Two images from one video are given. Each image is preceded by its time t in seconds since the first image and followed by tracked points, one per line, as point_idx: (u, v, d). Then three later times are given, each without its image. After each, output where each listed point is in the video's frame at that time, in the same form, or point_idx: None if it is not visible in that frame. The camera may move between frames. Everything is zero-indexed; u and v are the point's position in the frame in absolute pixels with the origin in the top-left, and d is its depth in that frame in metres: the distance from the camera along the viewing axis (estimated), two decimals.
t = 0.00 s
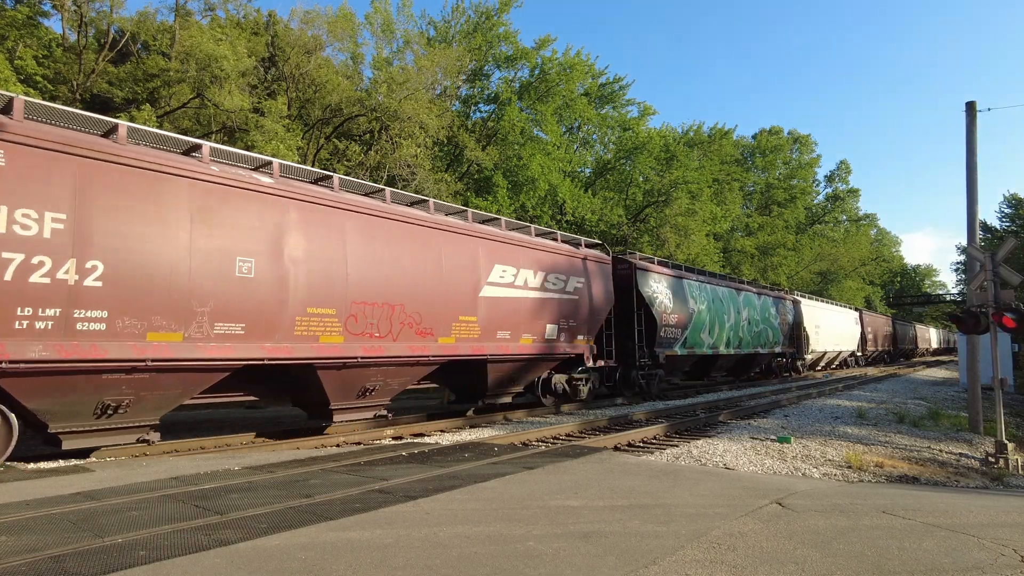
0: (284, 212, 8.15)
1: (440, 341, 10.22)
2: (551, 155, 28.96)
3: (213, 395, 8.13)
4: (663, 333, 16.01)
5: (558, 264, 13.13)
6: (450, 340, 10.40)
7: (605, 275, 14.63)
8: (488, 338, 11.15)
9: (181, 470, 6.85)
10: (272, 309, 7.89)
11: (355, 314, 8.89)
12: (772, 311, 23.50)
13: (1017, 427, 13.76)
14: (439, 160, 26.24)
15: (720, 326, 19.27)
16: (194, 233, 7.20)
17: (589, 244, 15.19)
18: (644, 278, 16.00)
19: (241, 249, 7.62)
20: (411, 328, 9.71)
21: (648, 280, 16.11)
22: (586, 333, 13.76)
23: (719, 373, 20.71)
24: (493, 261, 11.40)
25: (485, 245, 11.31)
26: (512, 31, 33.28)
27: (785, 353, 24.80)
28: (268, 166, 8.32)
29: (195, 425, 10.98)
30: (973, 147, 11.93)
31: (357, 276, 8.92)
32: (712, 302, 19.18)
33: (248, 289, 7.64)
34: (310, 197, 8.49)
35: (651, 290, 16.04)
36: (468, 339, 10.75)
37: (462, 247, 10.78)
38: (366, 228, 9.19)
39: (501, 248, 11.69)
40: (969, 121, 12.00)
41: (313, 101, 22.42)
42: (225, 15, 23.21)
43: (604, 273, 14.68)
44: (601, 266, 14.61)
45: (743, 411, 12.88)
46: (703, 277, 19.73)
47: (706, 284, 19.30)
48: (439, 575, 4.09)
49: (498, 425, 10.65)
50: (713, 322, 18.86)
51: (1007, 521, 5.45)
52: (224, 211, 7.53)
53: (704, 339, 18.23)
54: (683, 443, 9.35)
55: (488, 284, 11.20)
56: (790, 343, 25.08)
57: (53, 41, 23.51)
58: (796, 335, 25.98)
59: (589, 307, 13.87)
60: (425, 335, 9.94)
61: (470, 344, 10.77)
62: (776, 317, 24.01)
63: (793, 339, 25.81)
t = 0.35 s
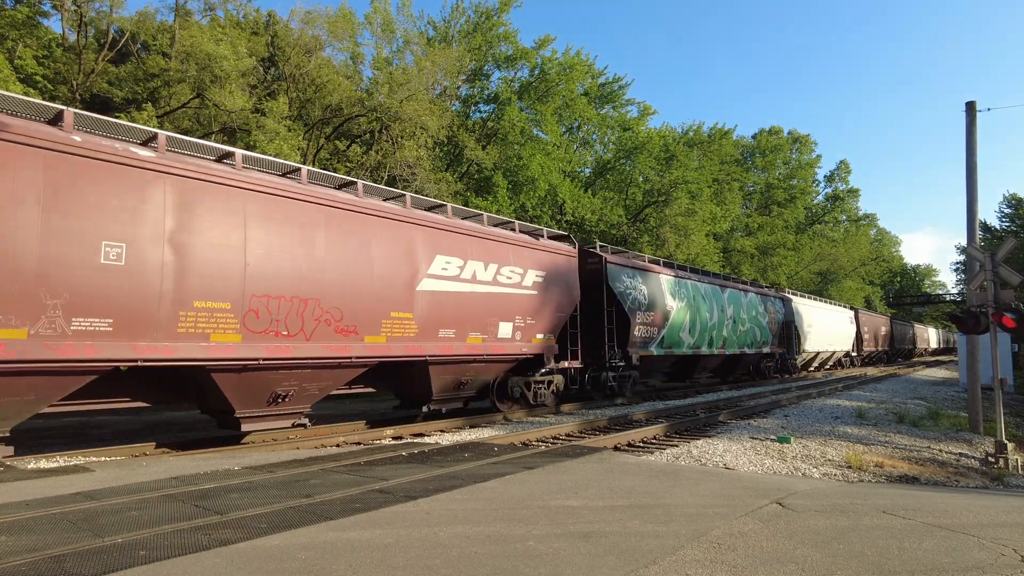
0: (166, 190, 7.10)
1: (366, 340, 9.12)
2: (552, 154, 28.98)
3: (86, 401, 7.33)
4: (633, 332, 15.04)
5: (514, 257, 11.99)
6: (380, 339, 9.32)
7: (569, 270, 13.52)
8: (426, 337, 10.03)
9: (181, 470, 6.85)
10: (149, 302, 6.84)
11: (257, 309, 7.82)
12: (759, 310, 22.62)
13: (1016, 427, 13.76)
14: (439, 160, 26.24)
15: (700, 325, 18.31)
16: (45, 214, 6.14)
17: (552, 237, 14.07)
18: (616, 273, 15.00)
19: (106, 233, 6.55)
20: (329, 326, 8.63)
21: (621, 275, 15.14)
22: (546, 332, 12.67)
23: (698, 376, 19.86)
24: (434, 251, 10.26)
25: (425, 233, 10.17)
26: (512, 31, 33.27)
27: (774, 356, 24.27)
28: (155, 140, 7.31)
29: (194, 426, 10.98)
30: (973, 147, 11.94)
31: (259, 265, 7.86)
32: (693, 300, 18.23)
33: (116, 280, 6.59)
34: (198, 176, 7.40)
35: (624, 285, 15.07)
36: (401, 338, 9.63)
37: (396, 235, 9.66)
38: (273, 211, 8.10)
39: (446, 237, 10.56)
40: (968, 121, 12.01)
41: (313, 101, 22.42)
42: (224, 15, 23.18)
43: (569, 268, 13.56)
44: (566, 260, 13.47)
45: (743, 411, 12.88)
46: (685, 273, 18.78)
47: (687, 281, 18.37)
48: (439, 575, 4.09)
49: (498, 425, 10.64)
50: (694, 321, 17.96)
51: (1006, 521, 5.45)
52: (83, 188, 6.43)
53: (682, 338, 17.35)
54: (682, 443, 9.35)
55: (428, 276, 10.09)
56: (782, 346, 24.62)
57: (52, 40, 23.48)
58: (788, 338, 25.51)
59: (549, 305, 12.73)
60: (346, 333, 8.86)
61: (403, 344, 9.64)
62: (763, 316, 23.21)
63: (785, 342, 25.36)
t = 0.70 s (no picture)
0: (5, 160, 5.92)
1: (271, 341, 7.95)
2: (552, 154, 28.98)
3: None
4: (600, 331, 14.10)
5: (462, 247, 10.77)
6: (290, 339, 8.15)
7: (528, 263, 12.34)
8: (350, 337, 8.87)
9: (181, 470, 6.83)
10: None
11: (129, 303, 6.66)
12: (744, 308, 21.72)
13: (1016, 427, 13.75)
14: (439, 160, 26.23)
15: (676, 323, 17.36)
16: None
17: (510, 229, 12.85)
18: (584, 268, 14.03)
19: None
20: (223, 324, 7.47)
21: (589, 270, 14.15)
22: (500, 332, 11.52)
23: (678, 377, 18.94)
24: (361, 239, 9.05)
25: (349, 218, 8.95)
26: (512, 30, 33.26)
27: (762, 356, 23.48)
28: None
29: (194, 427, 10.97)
30: (974, 147, 11.93)
31: (130, 251, 6.66)
32: (672, 297, 17.31)
33: None
34: (53, 146, 6.22)
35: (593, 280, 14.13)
36: (316, 338, 8.44)
37: (313, 221, 8.47)
38: (148, 189, 6.88)
39: (377, 223, 9.35)
40: (969, 120, 12.00)
41: (314, 101, 22.40)
42: (225, 15, 23.17)
43: (528, 260, 12.38)
44: (523, 252, 12.27)
45: (743, 411, 12.86)
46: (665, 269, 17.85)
47: (667, 277, 17.47)
48: (440, 575, 4.09)
49: (498, 425, 10.62)
50: (671, 319, 17.08)
51: (1007, 521, 5.44)
52: None
53: (659, 337, 16.47)
54: (683, 443, 9.34)
55: (352, 268, 8.88)
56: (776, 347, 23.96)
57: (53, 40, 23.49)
58: (784, 339, 24.82)
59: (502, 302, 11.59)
60: (246, 332, 7.70)
61: (318, 345, 8.46)
62: (748, 314, 22.36)
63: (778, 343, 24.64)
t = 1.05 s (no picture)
0: None
1: (145, 340, 6.79)
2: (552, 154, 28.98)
3: None
4: (563, 328, 12.97)
5: (394, 235, 9.55)
6: (170, 338, 6.99)
7: (476, 254, 11.12)
8: (251, 335, 7.71)
9: (180, 470, 6.83)
10: None
11: None
12: (728, 304, 20.53)
13: (1016, 427, 13.73)
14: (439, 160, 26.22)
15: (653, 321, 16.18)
16: None
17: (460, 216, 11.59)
18: (545, 260, 12.94)
19: None
20: (81, 319, 6.29)
21: (551, 262, 13.06)
22: (443, 330, 10.33)
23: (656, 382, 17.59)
24: (265, 222, 7.88)
25: (250, 198, 7.75)
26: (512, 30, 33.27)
27: (750, 356, 22.23)
28: None
29: (193, 428, 10.96)
30: (974, 147, 11.93)
31: (12, 239, 5.79)
32: (647, 293, 16.15)
33: None
34: None
35: (555, 273, 13.04)
36: (204, 336, 7.29)
37: (205, 202, 7.32)
38: None
39: (285, 205, 8.14)
40: (969, 120, 12.00)
41: (314, 101, 22.37)
42: (225, 15, 23.17)
43: (478, 251, 11.16)
44: (471, 241, 11.03)
45: (743, 411, 12.85)
46: (647, 264, 16.95)
47: (642, 272, 16.34)
48: (439, 575, 4.09)
49: (498, 425, 10.61)
50: (647, 316, 15.93)
51: (1007, 521, 5.44)
52: None
53: (632, 336, 15.32)
54: (683, 443, 9.33)
55: (253, 255, 7.72)
56: (770, 348, 23.32)
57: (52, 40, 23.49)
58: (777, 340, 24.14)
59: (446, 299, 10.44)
60: (113, 329, 6.54)
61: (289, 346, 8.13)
62: (736, 311, 21.06)
63: (768, 343, 23.84)
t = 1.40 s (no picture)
0: None
1: None
2: (552, 154, 28.99)
3: None
4: (518, 327, 11.95)
5: (306, 219, 8.59)
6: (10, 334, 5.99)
7: (410, 244, 10.18)
8: (119, 331, 6.75)
9: (181, 470, 6.83)
10: None
11: None
12: (711, 303, 19.47)
13: (1016, 427, 13.73)
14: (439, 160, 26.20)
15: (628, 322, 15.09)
16: None
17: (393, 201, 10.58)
18: (500, 251, 11.87)
19: None
20: None
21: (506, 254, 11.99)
22: (366, 328, 9.36)
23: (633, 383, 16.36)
24: (139, 200, 6.92)
25: (123, 174, 6.82)
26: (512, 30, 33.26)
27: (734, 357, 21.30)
28: None
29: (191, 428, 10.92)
30: (974, 147, 11.93)
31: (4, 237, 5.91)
32: (620, 289, 15.07)
33: None
34: None
35: (510, 266, 11.98)
36: (56, 332, 6.30)
37: (64, 175, 6.39)
38: None
39: (164, 182, 7.18)
40: (969, 121, 12.00)
41: (314, 101, 22.34)
42: (224, 15, 23.16)
43: (411, 241, 10.22)
44: (402, 228, 10.06)
45: (743, 411, 12.84)
46: (627, 260, 16.05)
47: (615, 266, 15.27)
48: (439, 574, 4.09)
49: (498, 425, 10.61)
50: (620, 315, 14.85)
51: (1006, 521, 5.44)
52: None
53: (603, 335, 14.25)
54: (683, 443, 9.32)
55: (119, 238, 6.72)
56: (759, 349, 22.72)
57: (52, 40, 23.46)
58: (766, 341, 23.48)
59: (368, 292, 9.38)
60: None
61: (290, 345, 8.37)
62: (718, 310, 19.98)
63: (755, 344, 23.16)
